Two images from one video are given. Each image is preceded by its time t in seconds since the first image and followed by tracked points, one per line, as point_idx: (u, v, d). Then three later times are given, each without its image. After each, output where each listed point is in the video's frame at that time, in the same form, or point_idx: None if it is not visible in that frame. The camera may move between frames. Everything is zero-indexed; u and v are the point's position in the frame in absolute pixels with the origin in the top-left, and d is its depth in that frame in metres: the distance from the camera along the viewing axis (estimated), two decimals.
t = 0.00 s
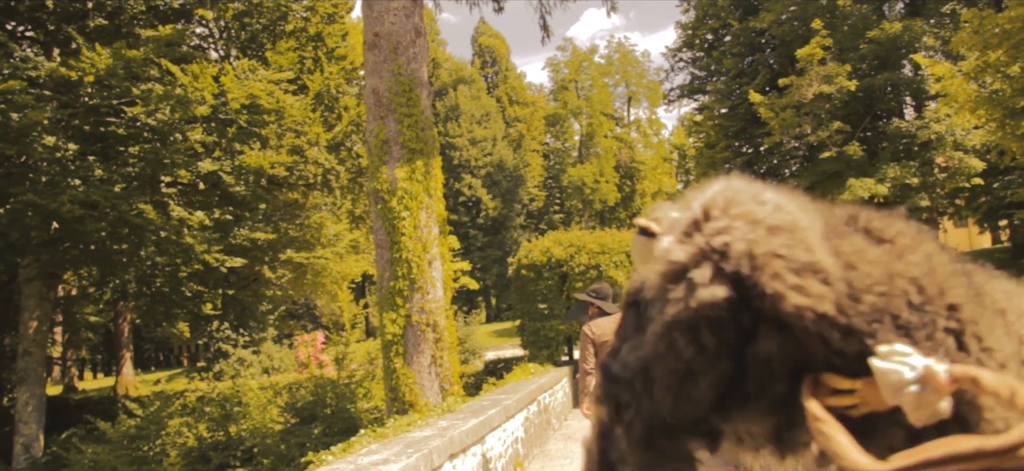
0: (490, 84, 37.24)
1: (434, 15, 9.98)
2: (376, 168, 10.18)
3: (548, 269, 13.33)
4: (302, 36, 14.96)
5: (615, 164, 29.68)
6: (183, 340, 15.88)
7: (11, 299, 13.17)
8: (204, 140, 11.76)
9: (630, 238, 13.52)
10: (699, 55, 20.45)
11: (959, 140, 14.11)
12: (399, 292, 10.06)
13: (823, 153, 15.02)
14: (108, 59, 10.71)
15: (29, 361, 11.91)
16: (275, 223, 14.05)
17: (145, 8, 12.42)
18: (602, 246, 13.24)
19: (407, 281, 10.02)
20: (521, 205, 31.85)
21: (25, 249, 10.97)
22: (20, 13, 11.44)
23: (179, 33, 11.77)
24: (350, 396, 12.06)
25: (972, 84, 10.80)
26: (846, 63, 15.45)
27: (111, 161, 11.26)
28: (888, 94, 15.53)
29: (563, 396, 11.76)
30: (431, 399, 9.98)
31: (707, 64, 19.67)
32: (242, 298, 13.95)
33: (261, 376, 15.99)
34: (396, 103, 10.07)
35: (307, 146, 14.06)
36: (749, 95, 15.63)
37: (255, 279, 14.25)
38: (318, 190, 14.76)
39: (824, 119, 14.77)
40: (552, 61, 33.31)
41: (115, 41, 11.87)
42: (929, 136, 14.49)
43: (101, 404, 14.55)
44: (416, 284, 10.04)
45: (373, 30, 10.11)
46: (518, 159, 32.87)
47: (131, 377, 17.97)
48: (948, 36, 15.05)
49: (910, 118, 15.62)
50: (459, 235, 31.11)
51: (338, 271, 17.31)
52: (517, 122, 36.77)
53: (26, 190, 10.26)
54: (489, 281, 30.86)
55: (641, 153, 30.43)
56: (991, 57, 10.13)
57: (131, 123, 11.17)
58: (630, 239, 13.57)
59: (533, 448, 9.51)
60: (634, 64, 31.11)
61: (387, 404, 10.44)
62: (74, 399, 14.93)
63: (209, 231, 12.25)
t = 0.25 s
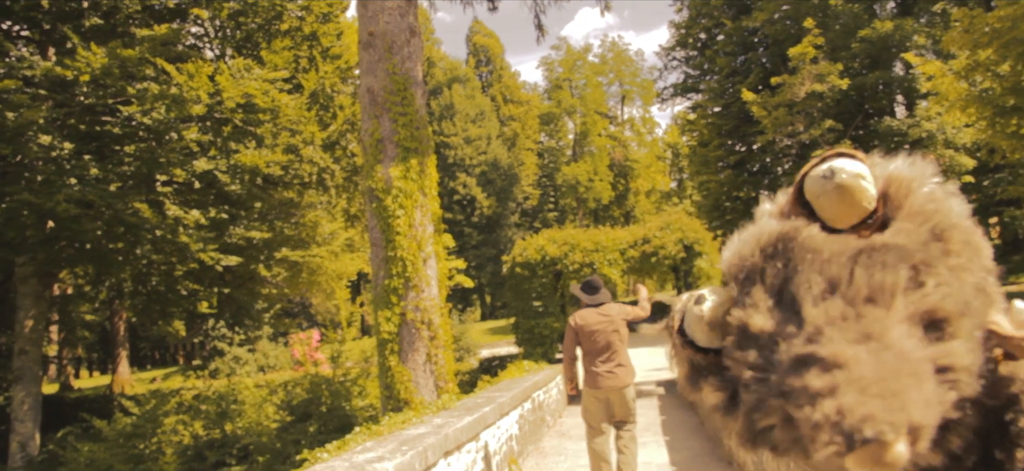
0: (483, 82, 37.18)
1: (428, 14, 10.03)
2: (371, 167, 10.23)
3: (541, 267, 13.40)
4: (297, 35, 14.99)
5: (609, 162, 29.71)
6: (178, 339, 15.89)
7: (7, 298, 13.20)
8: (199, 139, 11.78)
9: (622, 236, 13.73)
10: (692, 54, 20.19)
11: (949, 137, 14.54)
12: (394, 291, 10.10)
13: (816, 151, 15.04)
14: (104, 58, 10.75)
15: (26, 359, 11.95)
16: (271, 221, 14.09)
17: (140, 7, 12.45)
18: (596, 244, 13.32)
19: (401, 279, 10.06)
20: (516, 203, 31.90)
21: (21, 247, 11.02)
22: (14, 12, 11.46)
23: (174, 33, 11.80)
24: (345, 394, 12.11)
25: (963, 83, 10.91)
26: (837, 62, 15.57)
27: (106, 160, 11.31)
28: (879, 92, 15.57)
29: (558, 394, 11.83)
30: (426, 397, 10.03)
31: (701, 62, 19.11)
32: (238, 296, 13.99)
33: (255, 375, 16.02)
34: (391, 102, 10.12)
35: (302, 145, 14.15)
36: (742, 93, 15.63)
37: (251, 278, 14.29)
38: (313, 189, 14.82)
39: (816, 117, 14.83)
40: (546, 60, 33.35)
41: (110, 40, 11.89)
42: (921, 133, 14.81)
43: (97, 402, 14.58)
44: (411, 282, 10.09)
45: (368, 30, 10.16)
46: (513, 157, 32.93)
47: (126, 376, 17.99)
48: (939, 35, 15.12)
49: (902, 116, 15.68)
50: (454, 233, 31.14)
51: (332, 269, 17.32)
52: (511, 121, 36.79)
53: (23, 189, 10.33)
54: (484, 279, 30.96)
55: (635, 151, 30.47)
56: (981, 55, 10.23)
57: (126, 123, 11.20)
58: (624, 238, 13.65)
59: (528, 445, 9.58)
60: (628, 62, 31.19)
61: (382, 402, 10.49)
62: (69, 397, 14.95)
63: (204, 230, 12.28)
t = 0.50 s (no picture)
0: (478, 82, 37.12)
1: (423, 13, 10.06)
2: (365, 165, 10.25)
3: (536, 265, 13.45)
4: (291, 34, 14.98)
5: (603, 160, 29.71)
6: (174, 338, 15.92)
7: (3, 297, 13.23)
8: (194, 138, 11.79)
9: (617, 234, 13.67)
10: (686, 53, 19.89)
11: (941, 135, 14.59)
12: (389, 289, 10.13)
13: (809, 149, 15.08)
14: (99, 58, 10.80)
15: (20, 359, 11.95)
16: (265, 220, 14.07)
17: (135, 6, 12.44)
18: (591, 243, 13.36)
19: (396, 277, 10.09)
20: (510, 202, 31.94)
21: (18, 246, 11.05)
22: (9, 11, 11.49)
23: (168, 32, 11.83)
24: (340, 392, 12.16)
25: (954, 82, 10.97)
26: (830, 60, 15.60)
27: (101, 159, 11.40)
28: (872, 90, 15.60)
29: (553, 392, 11.89)
30: (421, 395, 10.06)
31: (694, 60, 18.98)
32: (233, 295, 14.01)
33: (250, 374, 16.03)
34: (385, 101, 10.14)
35: (297, 143, 14.03)
36: (735, 91, 15.63)
37: (245, 276, 14.30)
38: (308, 187, 14.87)
39: (809, 115, 14.88)
40: (541, 59, 33.36)
41: (104, 39, 11.92)
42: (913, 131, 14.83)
43: (92, 401, 14.62)
44: (406, 281, 10.13)
45: (363, 29, 10.18)
46: (507, 156, 32.97)
47: (121, 375, 18.01)
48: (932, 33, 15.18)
49: (895, 114, 15.69)
50: (448, 231, 31.15)
51: (327, 268, 17.31)
52: (505, 119, 36.82)
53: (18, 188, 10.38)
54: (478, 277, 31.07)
55: (629, 150, 30.46)
56: (973, 54, 10.29)
57: (121, 121, 11.22)
58: (618, 235, 13.70)
59: (523, 442, 9.62)
60: (621, 61, 31.21)
61: (377, 400, 10.53)
62: (64, 397, 14.95)
63: (199, 229, 12.27)
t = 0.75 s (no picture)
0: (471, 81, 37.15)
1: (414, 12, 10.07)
2: (357, 164, 10.24)
3: (527, 264, 13.49)
4: (284, 33, 14.98)
5: (595, 160, 29.77)
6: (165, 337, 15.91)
7: None
8: (186, 137, 11.76)
9: (608, 233, 13.70)
10: (677, 53, 19.71)
11: (931, 135, 14.67)
12: (381, 288, 10.13)
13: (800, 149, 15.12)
14: (89, 56, 10.80)
15: (11, 357, 11.92)
16: (257, 219, 14.03)
17: (126, 5, 12.42)
18: (582, 241, 13.39)
19: (388, 276, 10.09)
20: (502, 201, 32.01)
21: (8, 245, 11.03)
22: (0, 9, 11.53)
23: (160, 31, 11.85)
24: (332, 392, 12.22)
25: (945, 82, 11.03)
26: (822, 60, 15.63)
27: (92, 158, 11.37)
28: (862, 90, 15.60)
29: (545, 391, 11.90)
30: (413, 394, 10.08)
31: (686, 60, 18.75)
32: (224, 294, 14.00)
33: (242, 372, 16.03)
34: (377, 100, 10.14)
35: (288, 142, 14.03)
36: (726, 91, 15.63)
37: (237, 275, 14.29)
38: (300, 186, 14.91)
39: (800, 115, 14.93)
40: (533, 58, 33.38)
41: (96, 38, 11.91)
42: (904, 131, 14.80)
43: (83, 401, 14.57)
44: (398, 280, 10.12)
45: (355, 28, 10.19)
46: (499, 155, 33.03)
47: (112, 374, 18.02)
48: (922, 34, 15.25)
49: (885, 114, 15.72)
50: (440, 230, 31.16)
51: (319, 266, 17.29)
52: (497, 118, 36.93)
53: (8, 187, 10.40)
54: (470, 276, 31.13)
55: (621, 149, 30.51)
56: (962, 54, 10.34)
57: (113, 120, 11.21)
58: (609, 234, 13.73)
59: (514, 441, 9.62)
60: (613, 60, 31.28)
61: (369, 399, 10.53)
62: (55, 396, 14.91)
63: (190, 228, 12.24)
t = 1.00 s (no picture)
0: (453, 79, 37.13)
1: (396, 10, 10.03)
2: (337, 162, 10.20)
3: (507, 262, 13.51)
4: (264, 29, 14.90)
5: (576, 158, 29.81)
6: (142, 334, 15.80)
7: None
8: (164, 133, 11.67)
9: (588, 231, 13.71)
10: (659, 53, 19.27)
11: (908, 136, 14.81)
12: (360, 286, 10.10)
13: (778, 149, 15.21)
14: (66, 50, 10.75)
15: None
16: (237, 217, 13.92)
17: None
18: (562, 240, 13.42)
19: (368, 274, 10.07)
20: (483, 199, 32.07)
21: None
22: None
23: (138, 26, 11.81)
24: (310, 390, 12.28)
25: (921, 84, 11.15)
26: (801, 61, 15.73)
27: (69, 154, 11.17)
28: (840, 91, 15.67)
29: (524, 388, 11.92)
30: (392, 392, 10.07)
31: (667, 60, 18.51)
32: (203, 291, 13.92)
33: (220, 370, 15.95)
34: (357, 97, 10.10)
35: (268, 139, 13.96)
36: (706, 91, 15.67)
37: (216, 272, 14.20)
38: (279, 183, 14.89)
39: (779, 115, 15.02)
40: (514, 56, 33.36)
41: (73, 32, 11.80)
42: (881, 132, 14.85)
43: (59, 398, 14.43)
44: (377, 277, 10.10)
45: (336, 25, 10.14)
46: (481, 153, 33.05)
47: (89, 372, 17.93)
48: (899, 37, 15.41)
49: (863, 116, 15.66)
50: (421, 228, 31.11)
51: (299, 264, 17.23)
52: (479, 117, 36.93)
53: None
54: (451, 274, 31.20)
55: (601, 148, 30.51)
56: (939, 57, 10.42)
57: (89, 116, 10.95)
58: (589, 233, 13.72)
59: (493, 439, 9.63)
60: (595, 59, 31.40)
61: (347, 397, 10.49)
62: (30, 394, 14.75)
63: (169, 225, 12.11)
